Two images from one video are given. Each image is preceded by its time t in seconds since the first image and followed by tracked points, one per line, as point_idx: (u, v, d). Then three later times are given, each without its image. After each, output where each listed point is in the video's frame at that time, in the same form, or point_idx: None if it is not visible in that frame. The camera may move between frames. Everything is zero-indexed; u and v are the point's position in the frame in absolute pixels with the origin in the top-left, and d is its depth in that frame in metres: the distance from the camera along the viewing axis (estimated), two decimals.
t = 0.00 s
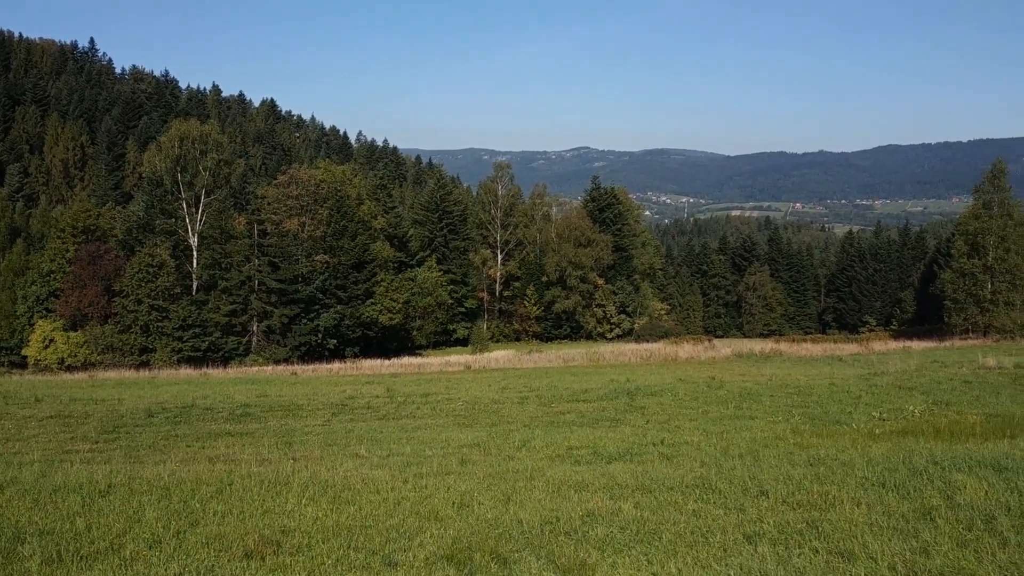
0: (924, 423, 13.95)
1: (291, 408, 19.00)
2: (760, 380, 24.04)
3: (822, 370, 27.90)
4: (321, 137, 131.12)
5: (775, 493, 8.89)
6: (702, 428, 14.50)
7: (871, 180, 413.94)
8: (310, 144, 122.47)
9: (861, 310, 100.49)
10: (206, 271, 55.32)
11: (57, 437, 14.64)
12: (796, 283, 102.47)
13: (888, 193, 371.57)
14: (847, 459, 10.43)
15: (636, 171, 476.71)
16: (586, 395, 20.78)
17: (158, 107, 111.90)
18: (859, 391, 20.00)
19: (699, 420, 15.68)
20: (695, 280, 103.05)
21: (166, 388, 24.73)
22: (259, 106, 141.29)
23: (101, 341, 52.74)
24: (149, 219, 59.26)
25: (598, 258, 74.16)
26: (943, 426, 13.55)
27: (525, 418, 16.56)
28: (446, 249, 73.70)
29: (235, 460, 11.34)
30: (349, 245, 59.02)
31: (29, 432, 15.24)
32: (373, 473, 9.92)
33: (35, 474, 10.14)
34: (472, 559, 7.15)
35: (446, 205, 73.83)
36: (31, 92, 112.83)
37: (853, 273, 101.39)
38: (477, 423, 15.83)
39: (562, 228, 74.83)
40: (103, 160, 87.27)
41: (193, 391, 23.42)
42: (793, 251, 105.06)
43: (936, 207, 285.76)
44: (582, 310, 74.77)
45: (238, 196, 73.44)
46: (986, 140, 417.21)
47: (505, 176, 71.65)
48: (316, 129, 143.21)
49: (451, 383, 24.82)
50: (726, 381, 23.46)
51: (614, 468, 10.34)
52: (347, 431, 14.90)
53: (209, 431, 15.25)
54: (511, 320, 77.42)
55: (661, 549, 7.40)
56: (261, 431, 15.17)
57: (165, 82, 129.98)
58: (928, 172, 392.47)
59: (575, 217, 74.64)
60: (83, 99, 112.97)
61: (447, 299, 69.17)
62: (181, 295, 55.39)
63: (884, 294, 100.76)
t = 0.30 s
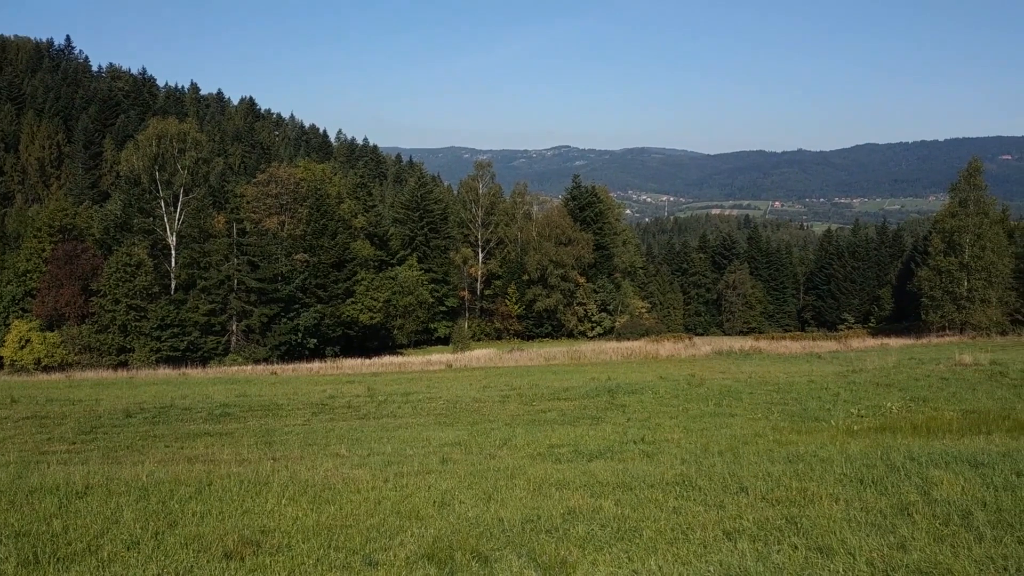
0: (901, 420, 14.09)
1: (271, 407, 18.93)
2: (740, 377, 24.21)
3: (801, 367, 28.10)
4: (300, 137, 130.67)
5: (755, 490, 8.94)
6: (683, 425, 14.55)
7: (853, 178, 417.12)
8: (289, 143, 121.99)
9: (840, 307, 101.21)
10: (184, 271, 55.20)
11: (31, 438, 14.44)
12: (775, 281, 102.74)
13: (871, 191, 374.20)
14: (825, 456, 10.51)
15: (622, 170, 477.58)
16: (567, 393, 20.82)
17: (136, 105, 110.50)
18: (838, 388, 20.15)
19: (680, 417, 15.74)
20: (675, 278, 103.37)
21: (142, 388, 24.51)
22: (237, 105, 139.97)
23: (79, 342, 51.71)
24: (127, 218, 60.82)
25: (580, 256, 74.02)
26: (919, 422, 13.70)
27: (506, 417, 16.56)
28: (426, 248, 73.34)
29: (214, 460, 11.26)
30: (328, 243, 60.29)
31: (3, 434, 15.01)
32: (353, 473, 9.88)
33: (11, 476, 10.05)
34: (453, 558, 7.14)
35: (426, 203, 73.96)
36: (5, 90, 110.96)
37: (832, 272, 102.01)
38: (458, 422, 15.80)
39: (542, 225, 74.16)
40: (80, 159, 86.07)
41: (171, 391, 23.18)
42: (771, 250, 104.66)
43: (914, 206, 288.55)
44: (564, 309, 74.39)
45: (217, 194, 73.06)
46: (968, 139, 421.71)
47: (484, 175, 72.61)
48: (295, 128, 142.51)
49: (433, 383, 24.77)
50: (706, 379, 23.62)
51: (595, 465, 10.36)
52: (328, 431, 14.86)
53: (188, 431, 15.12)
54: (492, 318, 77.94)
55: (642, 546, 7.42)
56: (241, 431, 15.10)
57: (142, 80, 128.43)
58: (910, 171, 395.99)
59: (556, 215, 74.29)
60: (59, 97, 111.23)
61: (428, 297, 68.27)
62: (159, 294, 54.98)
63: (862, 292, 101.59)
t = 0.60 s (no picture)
0: (879, 417, 14.23)
1: (252, 408, 18.82)
2: (721, 375, 24.33)
3: (781, 365, 28.30)
4: (281, 135, 130.09)
5: (737, 487, 8.98)
6: (665, 424, 14.60)
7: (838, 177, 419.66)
8: (270, 141, 121.25)
9: (821, 306, 101.63)
10: (164, 270, 54.49)
11: (9, 440, 14.33)
12: (756, 279, 103.33)
13: (856, 190, 376.59)
14: (805, 453, 10.60)
15: (610, 169, 477.92)
16: (549, 392, 20.84)
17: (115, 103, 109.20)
18: (818, 386, 20.29)
19: (662, 416, 15.80)
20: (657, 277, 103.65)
21: (121, 388, 24.26)
22: (217, 104, 138.98)
23: (58, 342, 50.60)
24: (106, 217, 57.85)
25: (563, 255, 74.32)
26: (898, 419, 13.83)
27: (489, 416, 16.58)
28: (409, 247, 73.47)
29: (195, 461, 11.20)
30: (309, 242, 60.80)
31: None
32: (335, 473, 9.84)
33: None
34: (435, 557, 7.13)
35: (408, 202, 74.10)
36: None
37: (812, 271, 102.62)
38: (441, 422, 15.78)
39: (525, 225, 75.12)
40: (59, 157, 84.98)
41: (150, 391, 23.01)
42: (753, 249, 105.69)
43: (896, 204, 290.79)
44: (546, 308, 74.66)
45: (198, 193, 73.14)
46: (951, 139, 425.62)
47: (466, 174, 72.77)
48: (277, 127, 141.77)
49: (415, 382, 24.73)
50: (688, 378, 23.70)
51: (577, 464, 10.39)
52: (310, 431, 14.82)
53: (169, 432, 15.03)
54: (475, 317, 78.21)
55: (624, 544, 7.44)
56: (221, 431, 15.05)
57: (121, 78, 127.02)
58: (895, 171, 398.91)
59: (538, 213, 75.09)
60: (37, 94, 109.67)
61: (411, 297, 68.49)
62: (139, 294, 53.77)
63: (843, 291, 102.39)
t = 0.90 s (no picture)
0: (861, 415, 14.35)
1: (234, 408, 18.73)
2: (704, 373, 24.43)
3: (765, 363, 28.39)
4: (263, 133, 129.34)
5: (719, 485, 9.02)
6: (649, 422, 14.64)
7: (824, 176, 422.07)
8: (252, 140, 120.43)
9: (802, 304, 102.42)
10: (145, 269, 53.82)
11: None
12: (738, 278, 103.94)
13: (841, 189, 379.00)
14: (788, 450, 10.65)
15: (598, 168, 478.10)
16: (533, 391, 20.84)
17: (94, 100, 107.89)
18: (800, 383, 20.44)
19: (645, 414, 15.87)
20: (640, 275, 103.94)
21: (101, 389, 24.05)
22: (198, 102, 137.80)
23: (37, 342, 49.22)
24: (86, 216, 56.80)
25: (547, 255, 74.41)
26: (879, 417, 13.95)
27: (472, 416, 16.54)
28: (392, 246, 73.48)
29: (176, 462, 11.15)
30: (292, 241, 60.03)
31: None
32: (318, 473, 9.81)
33: None
34: (419, 557, 7.12)
35: (390, 201, 74.08)
36: None
37: (794, 269, 103.18)
38: (425, 421, 15.77)
39: (508, 223, 73.99)
40: (38, 155, 83.93)
41: (131, 392, 22.87)
42: (736, 248, 106.24)
43: (879, 203, 292.74)
44: (530, 306, 74.63)
45: (177, 191, 72.72)
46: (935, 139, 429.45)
47: (450, 173, 71.61)
48: (259, 125, 140.87)
49: (399, 382, 24.70)
50: (671, 376, 23.79)
51: (561, 463, 10.40)
52: (292, 431, 14.78)
53: (150, 432, 14.94)
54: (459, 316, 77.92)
55: (607, 542, 7.46)
56: (203, 431, 14.99)
57: (102, 75, 125.63)
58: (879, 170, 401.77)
59: (521, 213, 73.95)
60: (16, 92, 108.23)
61: (394, 296, 67.76)
62: (119, 294, 52.73)
63: (824, 289, 103.07)
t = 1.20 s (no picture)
0: (843, 413, 14.44)
1: (217, 408, 18.63)
2: (687, 372, 24.52)
3: (748, 362, 28.52)
4: (245, 132, 128.90)
5: (702, 483, 9.05)
6: (633, 421, 14.67)
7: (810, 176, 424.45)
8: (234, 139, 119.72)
9: (784, 303, 103.31)
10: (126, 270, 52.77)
11: None
12: (721, 278, 104.52)
13: (826, 189, 381.29)
14: (769, 448, 10.72)
15: (587, 168, 478.37)
16: (517, 390, 20.85)
17: (75, 99, 106.76)
18: (783, 382, 20.56)
19: (629, 413, 15.89)
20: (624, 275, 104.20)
21: (82, 390, 23.85)
22: (180, 100, 136.70)
23: (15, 343, 47.21)
24: (67, 216, 57.69)
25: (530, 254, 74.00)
26: (861, 415, 14.03)
27: (456, 415, 16.53)
28: (376, 245, 73.53)
29: (157, 463, 11.08)
30: (275, 240, 59.71)
31: None
32: (301, 473, 9.79)
33: None
34: (402, 557, 7.09)
35: (374, 200, 74.22)
36: None
37: (776, 268, 104.04)
38: (409, 421, 15.74)
39: (491, 223, 74.45)
40: (16, 154, 82.82)
41: (110, 392, 22.68)
42: (719, 247, 106.77)
43: (862, 203, 294.55)
44: (513, 306, 74.65)
45: (158, 190, 72.25)
46: (921, 139, 432.77)
47: (435, 172, 73.28)
48: (242, 124, 139.98)
49: (382, 381, 24.62)
50: (655, 375, 23.85)
51: (544, 462, 10.41)
52: (275, 431, 14.71)
53: (131, 433, 14.84)
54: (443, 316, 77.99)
55: (591, 541, 7.46)
56: (185, 432, 14.92)
57: (82, 74, 124.28)
58: (865, 170, 404.31)
59: (505, 213, 74.42)
60: None
61: (377, 296, 68.15)
62: (100, 293, 51.97)
63: (806, 288, 103.74)
